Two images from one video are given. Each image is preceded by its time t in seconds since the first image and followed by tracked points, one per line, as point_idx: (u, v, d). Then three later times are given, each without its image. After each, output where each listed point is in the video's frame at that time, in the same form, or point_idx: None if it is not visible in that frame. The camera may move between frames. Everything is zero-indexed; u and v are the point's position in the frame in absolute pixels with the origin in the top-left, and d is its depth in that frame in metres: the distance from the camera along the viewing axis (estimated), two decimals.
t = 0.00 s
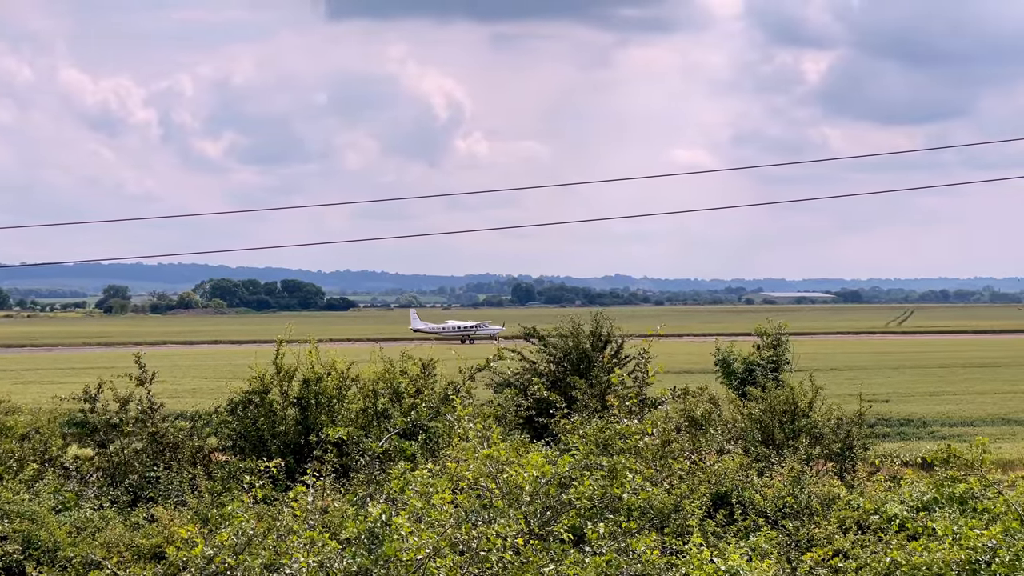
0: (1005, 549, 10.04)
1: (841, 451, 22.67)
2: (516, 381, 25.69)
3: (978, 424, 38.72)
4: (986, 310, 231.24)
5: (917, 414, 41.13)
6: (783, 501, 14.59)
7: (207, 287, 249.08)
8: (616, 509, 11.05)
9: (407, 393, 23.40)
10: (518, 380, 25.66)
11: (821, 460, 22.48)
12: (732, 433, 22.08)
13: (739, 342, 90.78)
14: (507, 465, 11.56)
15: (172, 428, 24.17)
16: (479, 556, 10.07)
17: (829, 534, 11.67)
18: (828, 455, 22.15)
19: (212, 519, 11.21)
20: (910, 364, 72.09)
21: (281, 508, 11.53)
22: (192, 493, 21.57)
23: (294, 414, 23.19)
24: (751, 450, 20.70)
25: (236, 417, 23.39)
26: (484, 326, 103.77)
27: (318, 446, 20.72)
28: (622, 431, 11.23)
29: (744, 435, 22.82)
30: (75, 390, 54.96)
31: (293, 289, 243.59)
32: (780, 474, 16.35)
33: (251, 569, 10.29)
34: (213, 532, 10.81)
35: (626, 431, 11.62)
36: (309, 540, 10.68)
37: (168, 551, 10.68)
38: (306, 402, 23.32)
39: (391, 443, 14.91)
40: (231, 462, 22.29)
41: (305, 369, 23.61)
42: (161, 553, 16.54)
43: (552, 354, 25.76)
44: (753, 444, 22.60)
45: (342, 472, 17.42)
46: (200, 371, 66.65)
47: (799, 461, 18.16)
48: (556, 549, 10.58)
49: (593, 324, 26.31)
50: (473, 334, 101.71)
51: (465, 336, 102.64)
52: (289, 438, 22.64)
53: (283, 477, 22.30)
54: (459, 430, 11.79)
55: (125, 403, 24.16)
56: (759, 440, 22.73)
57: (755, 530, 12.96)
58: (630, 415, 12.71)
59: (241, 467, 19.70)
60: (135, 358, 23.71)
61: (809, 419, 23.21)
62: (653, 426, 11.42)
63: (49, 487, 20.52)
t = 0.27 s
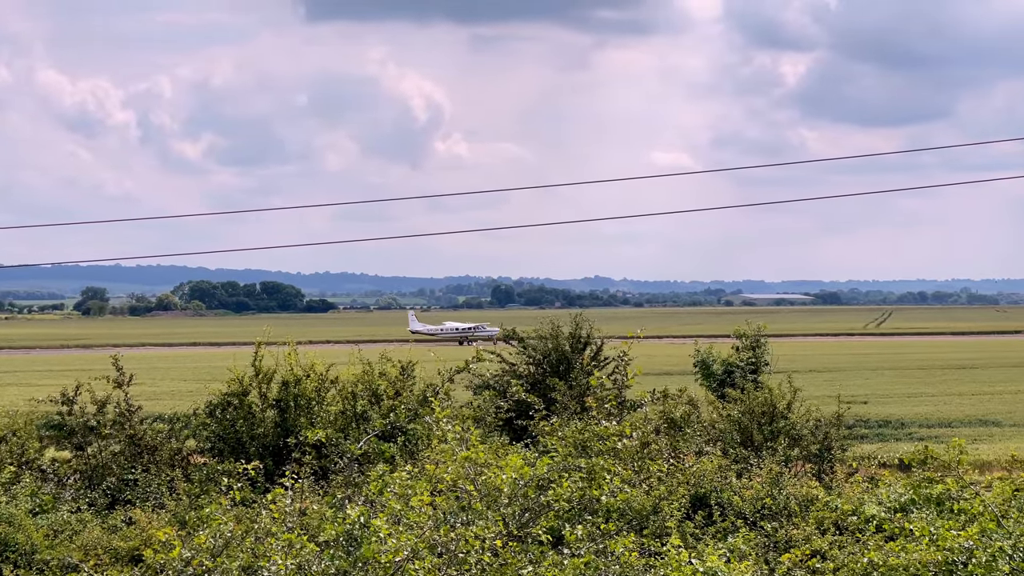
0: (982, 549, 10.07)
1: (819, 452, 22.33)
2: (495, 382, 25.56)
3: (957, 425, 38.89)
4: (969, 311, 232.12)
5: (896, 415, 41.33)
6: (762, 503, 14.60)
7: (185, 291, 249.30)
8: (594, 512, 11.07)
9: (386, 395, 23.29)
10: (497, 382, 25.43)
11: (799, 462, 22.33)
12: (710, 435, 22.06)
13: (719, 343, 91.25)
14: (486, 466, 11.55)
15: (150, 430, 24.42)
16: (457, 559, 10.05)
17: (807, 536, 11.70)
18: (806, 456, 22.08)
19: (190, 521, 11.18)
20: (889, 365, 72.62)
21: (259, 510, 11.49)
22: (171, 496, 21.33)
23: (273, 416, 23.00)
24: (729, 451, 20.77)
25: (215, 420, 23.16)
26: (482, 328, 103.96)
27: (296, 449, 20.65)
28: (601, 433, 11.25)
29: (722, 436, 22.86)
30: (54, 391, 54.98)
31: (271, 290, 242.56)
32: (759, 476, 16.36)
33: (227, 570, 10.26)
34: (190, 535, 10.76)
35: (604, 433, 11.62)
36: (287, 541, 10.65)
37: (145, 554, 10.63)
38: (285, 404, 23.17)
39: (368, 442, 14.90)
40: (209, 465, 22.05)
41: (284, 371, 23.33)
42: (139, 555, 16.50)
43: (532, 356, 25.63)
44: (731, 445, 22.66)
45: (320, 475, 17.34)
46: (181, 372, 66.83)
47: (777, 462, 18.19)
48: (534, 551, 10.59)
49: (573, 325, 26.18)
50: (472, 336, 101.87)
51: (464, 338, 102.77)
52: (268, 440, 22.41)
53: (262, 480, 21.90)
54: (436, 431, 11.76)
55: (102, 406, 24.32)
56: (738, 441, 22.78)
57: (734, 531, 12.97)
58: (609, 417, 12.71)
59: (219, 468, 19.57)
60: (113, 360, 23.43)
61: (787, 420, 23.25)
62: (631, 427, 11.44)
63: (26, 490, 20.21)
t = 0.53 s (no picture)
0: (957, 550, 10.12)
1: (796, 453, 22.18)
2: (473, 384, 25.54)
3: (933, 426, 39.12)
4: (941, 313, 235.25)
5: (873, 416, 41.55)
6: (739, 504, 14.63)
7: (162, 293, 249.27)
8: (571, 513, 11.11)
9: (364, 396, 23.32)
10: (475, 383, 25.45)
11: (776, 463, 22.22)
12: (688, 437, 22.14)
13: (695, 345, 91.85)
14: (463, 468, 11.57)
15: (127, 432, 24.32)
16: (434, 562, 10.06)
17: (784, 536, 11.75)
18: (784, 458, 21.89)
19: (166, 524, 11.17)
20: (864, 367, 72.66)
21: (236, 512, 11.49)
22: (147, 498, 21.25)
23: (250, 417, 22.96)
24: (706, 452, 20.85)
25: (191, 421, 23.03)
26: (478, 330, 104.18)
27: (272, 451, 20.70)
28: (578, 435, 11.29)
29: (699, 438, 22.91)
30: (32, 393, 54.94)
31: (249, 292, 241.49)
32: (736, 477, 16.40)
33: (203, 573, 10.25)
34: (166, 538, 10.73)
35: (581, 434, 11.63)
36: (264, 543, 10.64)
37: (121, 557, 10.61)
38: (263, 406, 23.19)
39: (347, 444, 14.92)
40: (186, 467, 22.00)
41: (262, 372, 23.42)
42: (116, 558, 16.46)
43: (510, 357, 25.78)
44: (709, 447, 22.67)
45: (300, 476, 17.35)
46: (158, 374, 66.90)
47: (755, 463, 18.25)
48: (511, 552, 10.61)
49: (550, 327, 26.48)
50: (468, 338, 102.07)
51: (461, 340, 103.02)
52: (245, 442, 22.42)
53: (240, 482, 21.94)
54: (414, 433, 11.78)
55: (79, 408, 24.19)
56: (715, 443, 22.80)
57: (711, 532, 12.98)
58: (587, 419, 12.76)
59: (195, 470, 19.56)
60: (90, 362, 23.38)
61: (765, 421, 23.26)
62: (608, 429, 11.50)
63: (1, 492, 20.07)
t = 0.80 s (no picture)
0: (931, 550, 10.16)
1: (773, 454, 22.27)
2: (450, 384, 25.50)
3: (909, 426, 39.36)
4: (928, 314, 237.72)
5: (848, 417, 41.83)
6: (715, 505, 14.72)
7: (140, 294, 249.43)
8: (547, 514, 11.13)
9: (341, 397, 23.31)
10: (452, 383, 25.48)
11: (753, 463, 22.24)
12: (666, 438, 22.26)
13: (669, 346, 92.65)
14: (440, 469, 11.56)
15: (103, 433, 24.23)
16: (411, 562, 10.02)
17: (760, 537, 11.82)
18: (761, 458, 21.91)
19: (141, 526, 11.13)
20: (837, 367, 72.75)
21: (212, 514, 11.45)
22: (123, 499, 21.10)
23: (227, 419, 22.91)
24: (683, 453, 20.92)
25: (168, 423, 22.96)
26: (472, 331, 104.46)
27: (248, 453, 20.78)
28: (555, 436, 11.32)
29: (676, 437, 22.78)
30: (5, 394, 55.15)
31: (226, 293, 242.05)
32: (713, 478, 16.44)
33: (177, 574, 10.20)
34: (141, 540, 10.67)
35: (559, 436, 11.80)
36: (240, 545, 10.59)
37: (95, 558, 10.55)
38: (239, 407, 23.15)
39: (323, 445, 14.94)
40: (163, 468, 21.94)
41: (238, 373, 23.42)
42: (92, 559, 16.41)
43: (487, 358, 25.74)
44: (685, 447, 22.55)
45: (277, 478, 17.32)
46: (135, 375, 67.06)
47: (731, 464, 18.28)
48: (488, 553, 10.59)
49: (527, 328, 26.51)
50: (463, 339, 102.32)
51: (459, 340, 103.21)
52: (222, 443, 22.37)
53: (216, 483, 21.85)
54: (391, 435, 11.78)
55: (54, 409, 24.10)
56: (691, 443, 22.71)
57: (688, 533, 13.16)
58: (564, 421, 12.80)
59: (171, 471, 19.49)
60: (66, 363, 23.36)
61: (742, 422, 23.27)
62: (585, 431, 11.56)
63: None
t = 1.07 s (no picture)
0: (907, 551, 10.18)
1: (750, 454, 22.52)
2: (427, 385, 25.51)
3: (883, 428, 39.61)
4: (913, 315, 240.73)
5: (824, 418, 42.06)
6: (692, 505, 14.80)
7: (116, 295, 249.48)
8: (524, 515, 11.14)
9: (318, 398, 23.30)
10: (428, 384, 25.51)
11: (729, 464, 22.45)
12: (644, 440, 22.47)
13: (646, 347, 93.38)
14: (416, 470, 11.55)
15: (78, 435, 24.33)
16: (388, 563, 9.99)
17: (737, 538, 11.86)
18: (738, 459, 22.25)
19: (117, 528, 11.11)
20: (815, 368, 73.41)
21: (188, 515, 11.42)
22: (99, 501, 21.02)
23: (203, 420, 22.83)
24: (660, 454, 21.06)
25: (144, 424, 22.90)
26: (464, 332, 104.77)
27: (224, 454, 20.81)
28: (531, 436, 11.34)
29: (653, 440, 22.82)
30: None
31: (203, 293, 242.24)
32: (689, 479, 16.52)
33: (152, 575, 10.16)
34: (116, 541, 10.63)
35: (536, 436, 11.92)
36: (216, 547, 10.55)
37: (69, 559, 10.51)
38: (215, 408, 23.01)
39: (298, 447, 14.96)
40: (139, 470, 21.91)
41: (214, 374, 23.17)
42: (67, 561, 16.37)
43: (464, 359, 25.67)
44: (662, 448, 22.60)
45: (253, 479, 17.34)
46: (111, 377, 66.97)
47: (708, 464, 18.35)
48: (464, 554, 10.56)
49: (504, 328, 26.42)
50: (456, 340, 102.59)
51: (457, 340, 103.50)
52: (198, 444, 22.28)
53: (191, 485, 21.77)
54: (368, 436, 11.78)
55: (29, 410, 24.06)
56: (668, 444, 22.71)
57: (664, 534, 13.29)
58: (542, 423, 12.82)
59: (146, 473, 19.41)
60: (40, 365, 23.26)
61: (719, 422, 23.34)
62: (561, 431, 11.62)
63: None
